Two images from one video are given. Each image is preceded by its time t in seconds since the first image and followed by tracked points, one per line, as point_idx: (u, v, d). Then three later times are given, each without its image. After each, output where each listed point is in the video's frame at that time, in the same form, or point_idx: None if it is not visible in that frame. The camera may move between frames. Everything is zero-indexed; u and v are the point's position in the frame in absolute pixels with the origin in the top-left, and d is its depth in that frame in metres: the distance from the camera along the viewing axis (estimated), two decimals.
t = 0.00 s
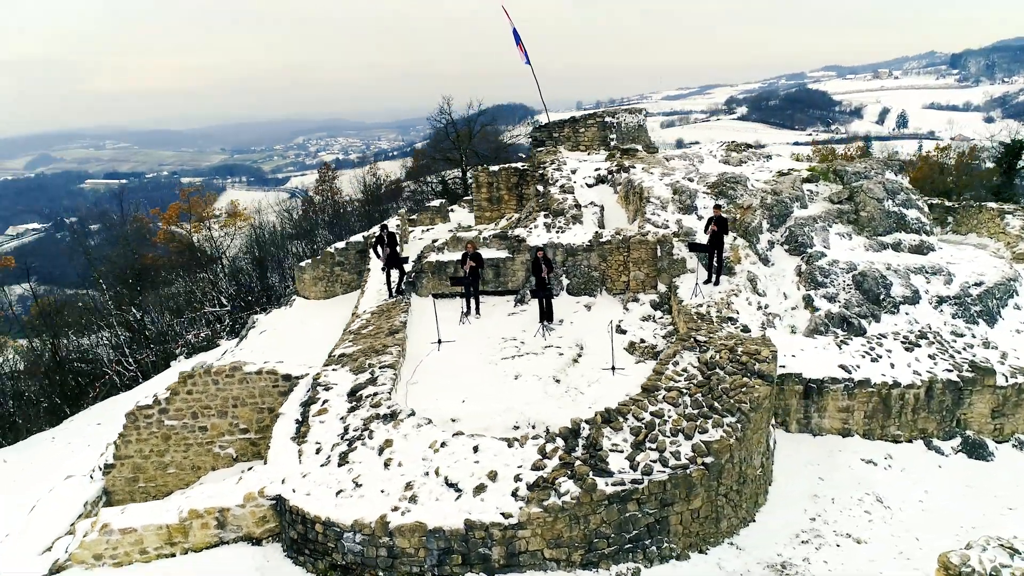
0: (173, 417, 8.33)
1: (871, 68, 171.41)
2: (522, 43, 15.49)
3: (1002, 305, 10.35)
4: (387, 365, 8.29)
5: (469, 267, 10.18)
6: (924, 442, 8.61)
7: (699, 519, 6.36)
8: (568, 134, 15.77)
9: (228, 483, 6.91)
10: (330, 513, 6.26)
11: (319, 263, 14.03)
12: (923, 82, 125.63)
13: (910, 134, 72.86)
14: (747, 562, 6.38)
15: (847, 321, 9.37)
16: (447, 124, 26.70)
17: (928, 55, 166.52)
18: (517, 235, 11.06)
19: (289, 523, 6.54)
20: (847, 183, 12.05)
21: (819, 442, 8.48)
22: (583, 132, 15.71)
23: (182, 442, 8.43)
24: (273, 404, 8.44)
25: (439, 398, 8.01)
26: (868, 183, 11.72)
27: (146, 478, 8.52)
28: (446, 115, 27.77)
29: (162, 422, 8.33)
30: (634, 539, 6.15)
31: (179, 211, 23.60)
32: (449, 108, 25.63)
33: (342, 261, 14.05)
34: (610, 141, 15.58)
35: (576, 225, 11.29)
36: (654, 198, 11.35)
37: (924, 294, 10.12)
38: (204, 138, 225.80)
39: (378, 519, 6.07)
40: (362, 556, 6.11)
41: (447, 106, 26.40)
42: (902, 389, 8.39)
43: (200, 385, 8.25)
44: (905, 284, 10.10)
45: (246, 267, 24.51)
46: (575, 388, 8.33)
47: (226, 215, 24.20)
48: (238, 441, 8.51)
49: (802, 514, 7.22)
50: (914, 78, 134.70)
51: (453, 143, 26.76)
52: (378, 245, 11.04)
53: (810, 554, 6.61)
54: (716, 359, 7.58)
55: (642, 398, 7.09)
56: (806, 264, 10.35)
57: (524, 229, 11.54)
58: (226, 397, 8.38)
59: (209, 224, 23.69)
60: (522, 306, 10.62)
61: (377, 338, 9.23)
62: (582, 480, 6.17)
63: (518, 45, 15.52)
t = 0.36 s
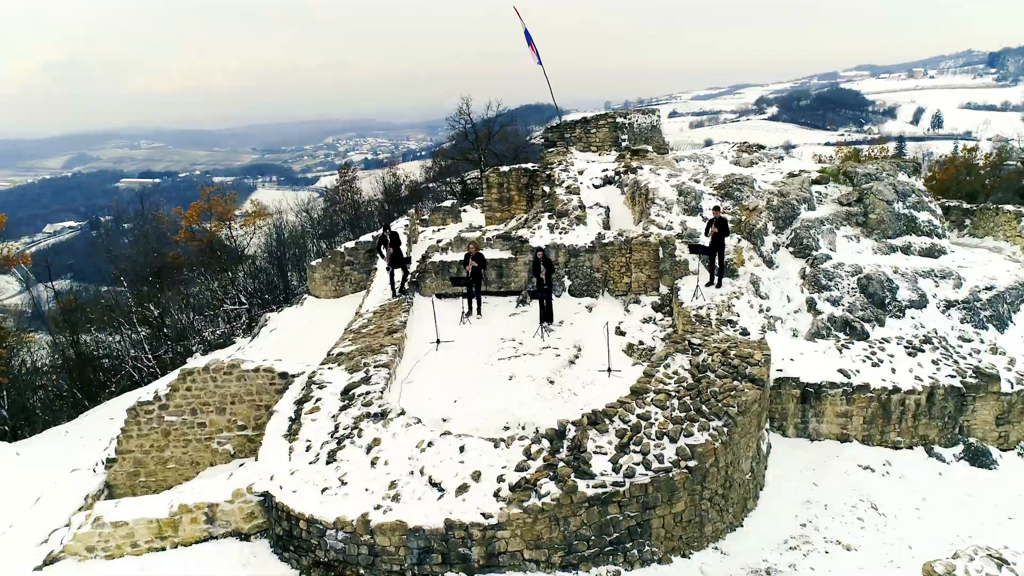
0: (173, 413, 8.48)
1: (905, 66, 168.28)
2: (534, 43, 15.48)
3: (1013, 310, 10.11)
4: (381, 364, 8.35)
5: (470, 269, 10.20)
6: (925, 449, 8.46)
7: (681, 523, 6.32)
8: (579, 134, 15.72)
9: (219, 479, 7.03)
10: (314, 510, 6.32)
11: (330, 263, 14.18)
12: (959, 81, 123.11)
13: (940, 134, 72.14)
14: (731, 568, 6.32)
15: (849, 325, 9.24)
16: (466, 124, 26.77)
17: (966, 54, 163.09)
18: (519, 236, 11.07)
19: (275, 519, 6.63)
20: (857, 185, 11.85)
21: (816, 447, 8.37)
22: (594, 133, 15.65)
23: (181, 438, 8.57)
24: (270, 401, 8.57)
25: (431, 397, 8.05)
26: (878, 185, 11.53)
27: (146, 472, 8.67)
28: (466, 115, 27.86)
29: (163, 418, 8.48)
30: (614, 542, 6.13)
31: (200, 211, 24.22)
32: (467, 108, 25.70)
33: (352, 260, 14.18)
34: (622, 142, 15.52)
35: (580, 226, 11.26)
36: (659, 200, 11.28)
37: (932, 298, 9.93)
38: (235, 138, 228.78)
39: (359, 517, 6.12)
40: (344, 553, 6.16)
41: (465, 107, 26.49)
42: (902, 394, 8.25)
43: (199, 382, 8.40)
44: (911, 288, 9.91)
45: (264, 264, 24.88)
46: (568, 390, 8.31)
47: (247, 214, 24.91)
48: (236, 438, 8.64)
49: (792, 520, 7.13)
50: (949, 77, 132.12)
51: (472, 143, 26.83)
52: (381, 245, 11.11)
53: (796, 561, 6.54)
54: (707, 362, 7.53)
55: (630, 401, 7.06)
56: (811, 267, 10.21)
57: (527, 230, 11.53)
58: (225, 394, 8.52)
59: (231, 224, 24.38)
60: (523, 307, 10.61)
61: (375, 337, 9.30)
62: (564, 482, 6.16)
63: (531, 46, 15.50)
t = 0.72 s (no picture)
0: (173, 410, 8.62)
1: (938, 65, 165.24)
2: (544, 44, 15.49)
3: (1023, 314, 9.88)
4: (376, 364, 8.41)
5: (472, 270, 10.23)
6: (925, 455, 8.33)
7: (664, 527, 6.29)
8: (590, 135, 15.68)
9: (211, 475, 7.15)
10: (300, 507, 6.39)
11: (339, 262, 14.32)
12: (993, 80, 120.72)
13: (970, 134, 70.60)
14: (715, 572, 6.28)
15: (851, 329, 9.13)
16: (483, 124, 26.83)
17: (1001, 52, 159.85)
18: (521, 237, 11.12)
19: (263, 516, 6.71)
20: (866, 187, 11.70)
21: (812, 452, 8.29)
22: (604, 134, 15.60)
23: (181, 434, 8.70)
24: (268, 399, 8.69)
25: (425, 397, 8.10)
26: (887, 186, 11.36)
27: (147, 468, 8.81)
28: (483, 115, 27.93)
29: (163, 415, 8.62)
30: (596, 544, 6.13)
31: (217, 210, 24.99)
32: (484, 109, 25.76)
33: (360, 260, 14.30)
34: (632, 143, 15.47)
35: (583, 227, 11.25)
36: (663, 201, 11.23)
37: (938, 302, 9.77)
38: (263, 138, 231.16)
39: (343, 515, 6.18)
40: (328, 551, 6.22)
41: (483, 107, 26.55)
42: (901, 400, 8.14)
43: (198, 379, 8.53)
44: (917, 292, 9.76)
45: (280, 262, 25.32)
46: (562, 391, 8.30)
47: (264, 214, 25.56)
48: (234, 435, 8.76)
49: (783, 526, 7.06)
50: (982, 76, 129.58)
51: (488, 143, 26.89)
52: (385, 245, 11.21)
53: (783, 566, 6.47)
54: (699, 365, 7.50)
55: (619, 403, 7.04)
56: (814, 270, 10.09)
57: (531, 231, 11.55)
58: (224, 392, 8.66)
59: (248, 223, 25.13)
60: (523, 308, 10.64)
61: (374, 337, 9.37)
62: (546, 483, 6.15)
63: (541, 47, 15.51)
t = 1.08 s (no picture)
0: (172, 407, 8.76)
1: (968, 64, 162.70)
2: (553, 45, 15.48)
3: None
4: (370, 364, 8.48)
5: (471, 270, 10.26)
6: (923, 462, 8.20)
7: (645, 531, 6.27)
8: (598, 136, 15.61)
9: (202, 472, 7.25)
10: (285, 505, 6.46)
11: (346, 262, 14.46)
12: None
13: (1002, 134, 69.92)
14: None
15: (850, 333, 9.02)
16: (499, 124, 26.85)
17: None
18: (523, 239, 11.15)
19: (251, 513, 6.80)
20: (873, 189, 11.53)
21: (806, 457, 8.21)
22: (613, 134, 15.53)
23: (179, 431, 8.84)
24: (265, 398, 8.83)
25: (417, 398, 8.15)
26: (894, 189, 11.19)
27: (146, 464, 8.95)
28: (499, 115, 27.95)
29: (162, 412, 8.76)
30: (576, 547, 6.13)
31: (234, 209, 25.39)
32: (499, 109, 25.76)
33: (367, 260, 14.40)
34: (641, 143, 15.39)
35: (584, 228, 11.23)
36: (665, 203, 11.18)
37: (942, 306, 9.61)
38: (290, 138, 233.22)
39: (326, 513, 6.24)
40: (311, 549, 6.29)
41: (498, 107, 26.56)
42: (897, 405, 8.02)
43: (196, 376, 8.66)
44: (920, 296, 9.61)
45: (295, 261, 25.58)
46: (554, 393, 8.30)
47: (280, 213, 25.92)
48: (232, 432, 8.91)
49: (771, 531, 7.00)
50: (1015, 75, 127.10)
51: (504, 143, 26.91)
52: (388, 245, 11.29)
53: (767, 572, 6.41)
54: (688, 369, 7.47)
55: (606, 406, 7.03)
56: (815, 273, 9.98)
57: (533, 232, 11.55)
58: (221, 390, 8.80)
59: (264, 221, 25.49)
60: (523, 309, 10.65)
61: (372, 337, 9.44)
62: (527, 485, 6.16)
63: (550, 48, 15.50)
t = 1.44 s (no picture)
0: (169, 405, 8.91)
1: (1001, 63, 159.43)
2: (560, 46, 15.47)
3: None
4: (363, 364, 8.54)
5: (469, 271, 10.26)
6: (918, 469, 8.09)
7: (624, 534, 6.25)
8: (605, 137, 15.56)
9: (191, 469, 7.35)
10: (268, 503, 6.53)
11: (353, 263, 14.58)
12: None
13: None
14: None
15: (847, 337, 8.92)
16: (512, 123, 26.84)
17: None
18: (522, 240, 11.14)
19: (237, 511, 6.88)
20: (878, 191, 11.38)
21: (798, 462, 8.14)
22: (620, 136, 15.46)
23: (176, 428, 8.98)
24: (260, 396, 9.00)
25: (407, 398, 8.21)
26: (899, 191, 11.03)
27: (144, 460, 9.09)
28: (513, 115, 27.95)
29: (160, 409, 8.90)
30: (554, 549, 6.13)
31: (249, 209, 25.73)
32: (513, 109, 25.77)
33: (372, 261, 14.52)
34: (648, 144, 15.32)
35: (584, 230, 11.22)
36: (665, 205, 11.13)
37: (943, 310, 9.46)
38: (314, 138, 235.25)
39: (307, 512, 6.30)
40: (292, 547, 6.36)
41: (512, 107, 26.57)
42: (891, 411, 7.91)
43: (193, 374, 8.85)
44: (921, 300, 9.47)
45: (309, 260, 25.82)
46: (545, 394, 8.30)
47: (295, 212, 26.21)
48: (227, 430, 9.07)
49: (756, 536, 6.95)
50: None
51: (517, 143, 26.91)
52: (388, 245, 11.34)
53: None
54: (676, 373, 7.43)
55: (590, 408, 7.02)
56: (814, 276, 9.89)
57: (533, 234, 11.57)
58: (217, 388, 8.97)
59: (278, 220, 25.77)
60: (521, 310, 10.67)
61: (367, 338, 9.53)
62: (505, 486, 6.16)
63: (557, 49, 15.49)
